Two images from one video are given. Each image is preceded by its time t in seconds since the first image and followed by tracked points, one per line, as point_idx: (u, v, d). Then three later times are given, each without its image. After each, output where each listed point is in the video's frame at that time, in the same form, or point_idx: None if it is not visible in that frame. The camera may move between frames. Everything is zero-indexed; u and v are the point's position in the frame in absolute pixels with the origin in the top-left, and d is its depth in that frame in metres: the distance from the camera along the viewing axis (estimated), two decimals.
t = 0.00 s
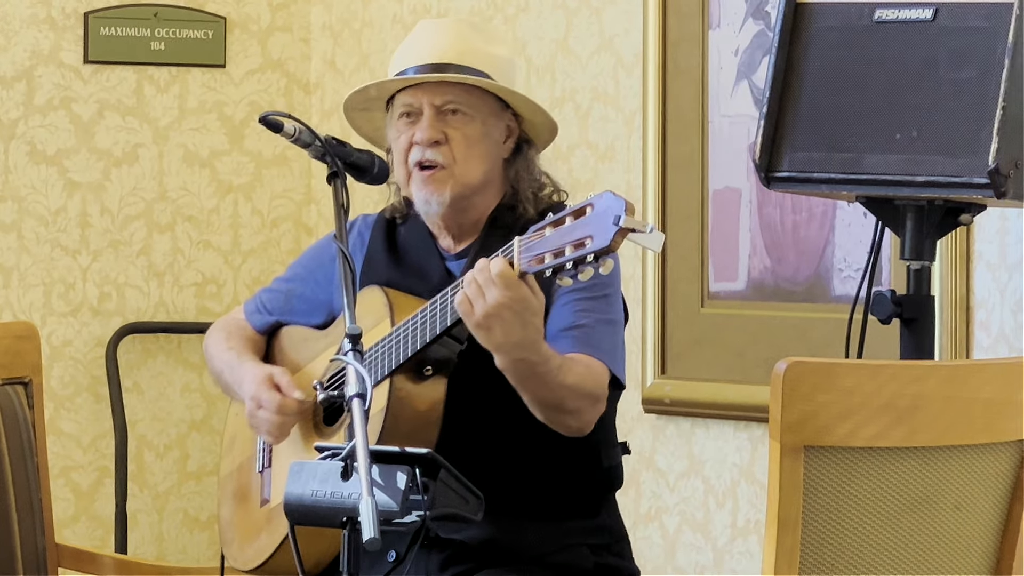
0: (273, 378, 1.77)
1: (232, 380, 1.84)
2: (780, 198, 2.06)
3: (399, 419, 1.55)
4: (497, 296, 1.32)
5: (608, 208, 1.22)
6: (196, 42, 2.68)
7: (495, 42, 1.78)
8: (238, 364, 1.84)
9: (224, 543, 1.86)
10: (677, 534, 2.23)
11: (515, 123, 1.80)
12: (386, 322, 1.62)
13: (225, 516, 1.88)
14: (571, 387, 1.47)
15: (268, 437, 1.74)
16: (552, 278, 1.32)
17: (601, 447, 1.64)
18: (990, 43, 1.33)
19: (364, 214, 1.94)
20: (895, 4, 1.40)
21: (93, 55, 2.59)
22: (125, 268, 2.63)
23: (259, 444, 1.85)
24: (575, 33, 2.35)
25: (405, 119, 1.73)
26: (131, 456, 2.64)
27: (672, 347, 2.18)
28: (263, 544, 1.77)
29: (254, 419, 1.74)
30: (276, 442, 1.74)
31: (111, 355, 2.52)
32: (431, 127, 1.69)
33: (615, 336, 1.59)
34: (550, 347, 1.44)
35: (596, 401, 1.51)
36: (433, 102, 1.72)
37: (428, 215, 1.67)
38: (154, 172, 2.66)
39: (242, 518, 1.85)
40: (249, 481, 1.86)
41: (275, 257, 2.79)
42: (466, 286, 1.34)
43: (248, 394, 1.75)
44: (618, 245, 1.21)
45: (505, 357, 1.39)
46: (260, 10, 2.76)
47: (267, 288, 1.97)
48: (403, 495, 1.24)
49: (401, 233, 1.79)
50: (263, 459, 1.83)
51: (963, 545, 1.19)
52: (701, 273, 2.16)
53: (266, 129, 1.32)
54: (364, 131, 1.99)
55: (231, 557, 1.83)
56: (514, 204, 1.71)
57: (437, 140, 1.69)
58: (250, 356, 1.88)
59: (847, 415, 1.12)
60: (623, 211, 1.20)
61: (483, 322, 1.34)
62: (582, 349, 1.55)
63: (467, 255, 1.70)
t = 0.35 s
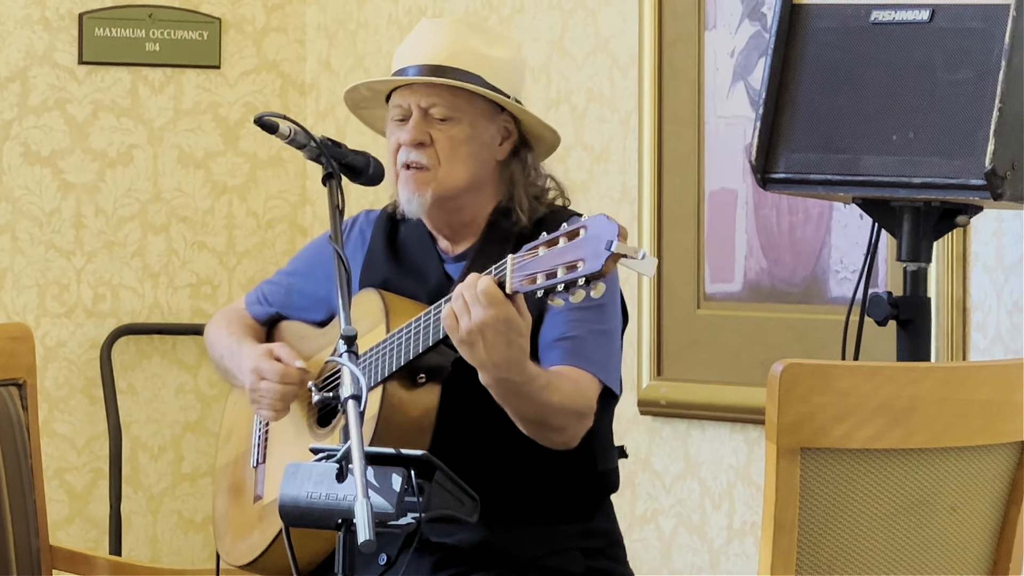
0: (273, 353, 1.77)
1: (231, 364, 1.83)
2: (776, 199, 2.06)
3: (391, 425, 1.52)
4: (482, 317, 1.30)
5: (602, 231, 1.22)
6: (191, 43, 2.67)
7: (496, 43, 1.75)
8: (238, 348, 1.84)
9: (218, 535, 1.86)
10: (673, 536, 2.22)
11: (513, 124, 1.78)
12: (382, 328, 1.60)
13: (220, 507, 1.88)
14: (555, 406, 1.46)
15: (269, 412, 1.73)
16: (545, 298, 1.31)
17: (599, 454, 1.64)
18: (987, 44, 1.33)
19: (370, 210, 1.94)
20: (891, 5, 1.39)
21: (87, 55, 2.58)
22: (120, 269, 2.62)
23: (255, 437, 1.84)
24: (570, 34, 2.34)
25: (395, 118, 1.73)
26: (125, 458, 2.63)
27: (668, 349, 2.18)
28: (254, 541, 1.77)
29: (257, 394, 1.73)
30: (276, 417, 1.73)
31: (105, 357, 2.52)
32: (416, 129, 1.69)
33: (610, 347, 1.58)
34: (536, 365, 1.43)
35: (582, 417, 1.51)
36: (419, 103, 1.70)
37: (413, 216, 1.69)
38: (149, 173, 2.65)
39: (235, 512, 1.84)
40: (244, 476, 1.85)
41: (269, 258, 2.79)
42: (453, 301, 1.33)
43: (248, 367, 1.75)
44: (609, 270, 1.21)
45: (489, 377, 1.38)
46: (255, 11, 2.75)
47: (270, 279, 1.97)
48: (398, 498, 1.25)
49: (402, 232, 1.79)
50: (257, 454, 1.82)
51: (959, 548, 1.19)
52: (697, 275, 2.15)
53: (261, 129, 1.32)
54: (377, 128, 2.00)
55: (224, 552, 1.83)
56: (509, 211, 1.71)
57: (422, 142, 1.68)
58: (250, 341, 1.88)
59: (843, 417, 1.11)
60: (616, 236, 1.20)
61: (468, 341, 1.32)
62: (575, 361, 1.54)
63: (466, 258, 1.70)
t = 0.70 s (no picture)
0: (284, 379, 1.75)
1: (239, 372, 1.83)
2: (775, 198, 2.06)
3: (398, 433, 1.54)
4: (492, 336, 1.30)
5: (617, 254, 1.23)
6: (190, 41, 2.67)
7: (507, 47, 1.76)
8: (245, 356, 1.84)
9: (219, 530, 1.86)
10: (671, 534, 2.22)
11: (524, 129, 1.78)
12: (390, 334, 1.60)
13: (221, 504, 1.87)
14: (562, 420, 1.47)
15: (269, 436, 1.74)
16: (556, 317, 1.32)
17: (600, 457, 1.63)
18: (986, 42, 1.33)
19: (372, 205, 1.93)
20: (890, 4, 1.39)
21: (87, 53, 2.58)
22: (119, 267, 2.63)
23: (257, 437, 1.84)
24: (569, 32, 2.34)
25: (409, 122, 1.71)
26: (124, 456, 2.63)
27: (667, 347, 2.18)
28: (258, 539, 1.77)
29: (258, 419, 1.72)
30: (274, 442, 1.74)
31: (104, 355, 2.52)
32: (432, 136, 1.68)
33: (617, 356, 1.58)
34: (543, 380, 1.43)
35: (588, 429, 1.51)
36: (436, 110, 1.69)
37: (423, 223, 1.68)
38: (148, 171, 2.65)
39: (238, 509, 1.84)
40: (246, 473, 1.85)
41: (269, 256, 2.79)
42: (465, 317, 1.33)
43: (256, 392, 1.73)
44: (624, 292, 1.22)
45: (498, 394, 1.38)
46: (254, 9, 2.75)
47: (273, 275, 1.97)
48: (396, 496, 1.25)
49: (408, 231, 1.79)
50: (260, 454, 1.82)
51: (957, 547, 1.19)
52: (696, 273, 2.15)
53: (260, 127, 1.32)
54: (383, 122, 1.99)
55: (226, 547, 1.83)
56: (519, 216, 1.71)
57: (437, 149, 1.68)
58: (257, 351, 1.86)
59: (842, 415, 1.11)
60: (632, 259, 1.21)
61: (478, 359, 1.33)
62: (581, 370, 1.55)
63: (475, 261, 1.70)
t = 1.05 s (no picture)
0: (283, 383, 1.76)
1: (239, 383, 1.84)
2: (774, 203, 2.06)
3: (399, 437, 1.55)
4: (489, 340, 1.31)
5: (614, 251, 1.21)
6: (191, 45, 2.68)
7: (500, 50, 1.76)
8: (244, 366, 1.84)
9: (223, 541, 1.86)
10: (671, 538, 2.23)
11: (519, 131, 1.79)
12: (390, 339, 1.61)
13: (223, 514, 1.88)
14: (563, 423, 1.47)
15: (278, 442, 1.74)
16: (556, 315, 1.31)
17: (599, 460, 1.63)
18: (984, 48, 1.34)
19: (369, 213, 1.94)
20: (890, 10, 1.40)
21: (88, 58, 2.59)
22: (120, 271, 2.63)
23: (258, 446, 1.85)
24: (570, 37, 2.35)
25: (404, 128, 1.72)
26: (125, 459, 2.64)
27: (667, 352, 2.18)
28: (261, 548, 1.77)
29: (265, 425, 1.73)
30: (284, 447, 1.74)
31: (105, 359, 2.52)
32: (428, 139, 1.69)
33: (617, 359, 1.58)
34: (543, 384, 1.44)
35: (588, 433, 1.51)
36: (431, 114, 1.70)
37: (423, 226, 1.68)
38: (149, 175, 2.65)
39: (241, 518, 1.85)
40: (248, 481, 1.86)
41: (269, 260, 2.79)
42: (462, 320, 1.33)
43: (258, 399, 1.74)
44: (622, 290, 1.20)
45: (499, 399, 1.39)
46: (255, 13, 2.76)
47: (271, 284, 1.97)
48: (397, 501, 1.24)
49: (406, 238, 1.79)
50: (262, 461, 1.83)
51: (957, 553, 1.20)
52: (696, 278, 2.16)
53: (261, 132, 1.32)
54: (377, 132, 1.99)
55: (230, 557, 1.83)
56: (516, 218, 1.71)
57: (433, 153, 1.68)
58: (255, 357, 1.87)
59: (842, 420, 1.12)
60: (629, 256, 1.19)
61: (478, 363, 1.33)
62: (581, 374, 1.55)
63: (472, 266, 1.70)
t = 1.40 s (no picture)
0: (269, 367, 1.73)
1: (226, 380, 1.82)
2: (775, 205, 2.06)
3: (388, 437, 1.55)
4: (469, 330, 1.30)
5: (596, 237, 1.22)
6: (191, 47, 2.68)
7: (475, 49, 1.76)
8: (231, 365, 1.83)
9: (218, 552, 1.86)
10: (671, 541, 2.23)
11: (501, 128, 1.80)
12: (376, 340, 1.61)
13: (217, 526, 1.88)
14: (541, 417, 1.47)
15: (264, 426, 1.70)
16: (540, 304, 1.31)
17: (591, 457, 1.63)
18: (986, 50, 1.33)
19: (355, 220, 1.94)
20: (891, 12, 1.40)
21: (88, 59, 2.59)
22: (119, 272, 2.63)
23: (250, 454, 1.84)
24: (570, 39, 2.35)
25: (389, 131, 1.72)
26: (124, 461, 2.63)
27: (667, 354, 2.18)
28: (255, 556, 1.78)
29: (250, 407, 1.69)
30: (271, 431, 1.70)
31: (105, 360, 2.52)
32: (417, 140, 1.68)
33: (599, 355, 1.58)
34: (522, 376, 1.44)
35: (567, 427, 1.51)
36: (417, 114, 1.70)
37: (416, 228, 1.67)
38: (149, 176, 2.65)
39: (234, 528, 1.84)
40: (240, 491, 1.85)
41: (269, 262, 2.79)
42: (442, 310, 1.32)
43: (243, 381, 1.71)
44: (604, 275, 1.20)
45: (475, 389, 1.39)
46: (255, 15, 2.76)
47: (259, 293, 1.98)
48: (396, 503, 1.24)
49: (389, 243, 1.79)
50: (254, 469, 1.83)
51: (957, 556, 1.19)
52: (696, 280, 2.15)
53: (261, 134, 1.33)
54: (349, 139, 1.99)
55: (226, 568, 1.83)
56: (500, 214, 1.72)
57: (423, 153, 1.68)
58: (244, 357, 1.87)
59: (842, 422, 1.11)
60: (611, 242, 1.20)
61: (455, 352, 1.33)
62: (563, 370, 1.54)
63: (456, 267, 1.70)
